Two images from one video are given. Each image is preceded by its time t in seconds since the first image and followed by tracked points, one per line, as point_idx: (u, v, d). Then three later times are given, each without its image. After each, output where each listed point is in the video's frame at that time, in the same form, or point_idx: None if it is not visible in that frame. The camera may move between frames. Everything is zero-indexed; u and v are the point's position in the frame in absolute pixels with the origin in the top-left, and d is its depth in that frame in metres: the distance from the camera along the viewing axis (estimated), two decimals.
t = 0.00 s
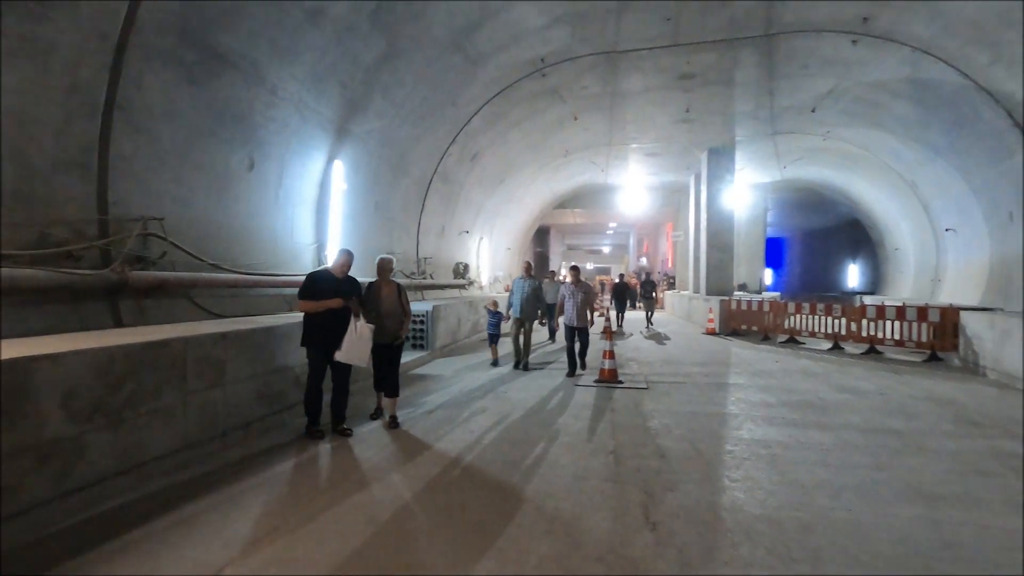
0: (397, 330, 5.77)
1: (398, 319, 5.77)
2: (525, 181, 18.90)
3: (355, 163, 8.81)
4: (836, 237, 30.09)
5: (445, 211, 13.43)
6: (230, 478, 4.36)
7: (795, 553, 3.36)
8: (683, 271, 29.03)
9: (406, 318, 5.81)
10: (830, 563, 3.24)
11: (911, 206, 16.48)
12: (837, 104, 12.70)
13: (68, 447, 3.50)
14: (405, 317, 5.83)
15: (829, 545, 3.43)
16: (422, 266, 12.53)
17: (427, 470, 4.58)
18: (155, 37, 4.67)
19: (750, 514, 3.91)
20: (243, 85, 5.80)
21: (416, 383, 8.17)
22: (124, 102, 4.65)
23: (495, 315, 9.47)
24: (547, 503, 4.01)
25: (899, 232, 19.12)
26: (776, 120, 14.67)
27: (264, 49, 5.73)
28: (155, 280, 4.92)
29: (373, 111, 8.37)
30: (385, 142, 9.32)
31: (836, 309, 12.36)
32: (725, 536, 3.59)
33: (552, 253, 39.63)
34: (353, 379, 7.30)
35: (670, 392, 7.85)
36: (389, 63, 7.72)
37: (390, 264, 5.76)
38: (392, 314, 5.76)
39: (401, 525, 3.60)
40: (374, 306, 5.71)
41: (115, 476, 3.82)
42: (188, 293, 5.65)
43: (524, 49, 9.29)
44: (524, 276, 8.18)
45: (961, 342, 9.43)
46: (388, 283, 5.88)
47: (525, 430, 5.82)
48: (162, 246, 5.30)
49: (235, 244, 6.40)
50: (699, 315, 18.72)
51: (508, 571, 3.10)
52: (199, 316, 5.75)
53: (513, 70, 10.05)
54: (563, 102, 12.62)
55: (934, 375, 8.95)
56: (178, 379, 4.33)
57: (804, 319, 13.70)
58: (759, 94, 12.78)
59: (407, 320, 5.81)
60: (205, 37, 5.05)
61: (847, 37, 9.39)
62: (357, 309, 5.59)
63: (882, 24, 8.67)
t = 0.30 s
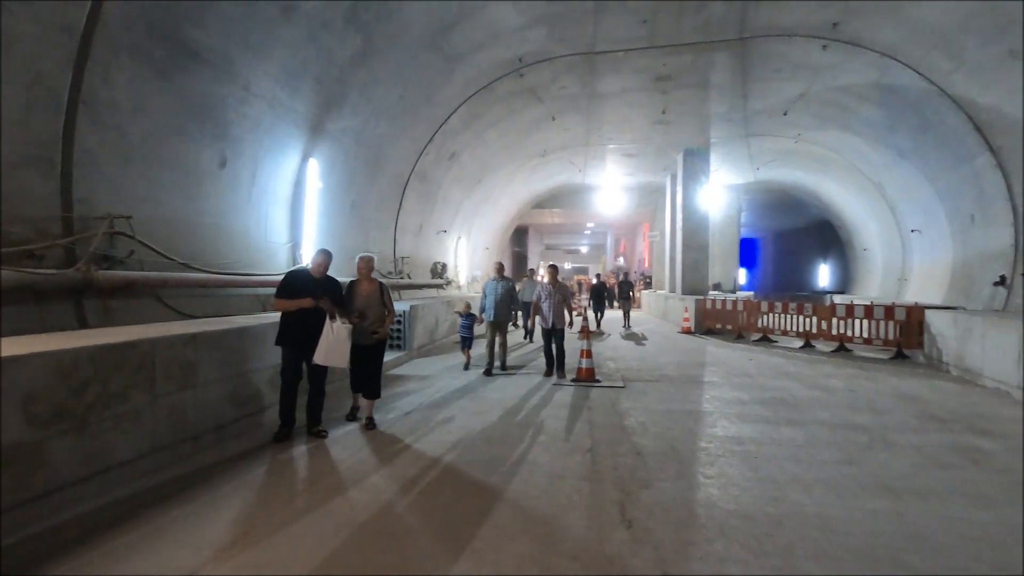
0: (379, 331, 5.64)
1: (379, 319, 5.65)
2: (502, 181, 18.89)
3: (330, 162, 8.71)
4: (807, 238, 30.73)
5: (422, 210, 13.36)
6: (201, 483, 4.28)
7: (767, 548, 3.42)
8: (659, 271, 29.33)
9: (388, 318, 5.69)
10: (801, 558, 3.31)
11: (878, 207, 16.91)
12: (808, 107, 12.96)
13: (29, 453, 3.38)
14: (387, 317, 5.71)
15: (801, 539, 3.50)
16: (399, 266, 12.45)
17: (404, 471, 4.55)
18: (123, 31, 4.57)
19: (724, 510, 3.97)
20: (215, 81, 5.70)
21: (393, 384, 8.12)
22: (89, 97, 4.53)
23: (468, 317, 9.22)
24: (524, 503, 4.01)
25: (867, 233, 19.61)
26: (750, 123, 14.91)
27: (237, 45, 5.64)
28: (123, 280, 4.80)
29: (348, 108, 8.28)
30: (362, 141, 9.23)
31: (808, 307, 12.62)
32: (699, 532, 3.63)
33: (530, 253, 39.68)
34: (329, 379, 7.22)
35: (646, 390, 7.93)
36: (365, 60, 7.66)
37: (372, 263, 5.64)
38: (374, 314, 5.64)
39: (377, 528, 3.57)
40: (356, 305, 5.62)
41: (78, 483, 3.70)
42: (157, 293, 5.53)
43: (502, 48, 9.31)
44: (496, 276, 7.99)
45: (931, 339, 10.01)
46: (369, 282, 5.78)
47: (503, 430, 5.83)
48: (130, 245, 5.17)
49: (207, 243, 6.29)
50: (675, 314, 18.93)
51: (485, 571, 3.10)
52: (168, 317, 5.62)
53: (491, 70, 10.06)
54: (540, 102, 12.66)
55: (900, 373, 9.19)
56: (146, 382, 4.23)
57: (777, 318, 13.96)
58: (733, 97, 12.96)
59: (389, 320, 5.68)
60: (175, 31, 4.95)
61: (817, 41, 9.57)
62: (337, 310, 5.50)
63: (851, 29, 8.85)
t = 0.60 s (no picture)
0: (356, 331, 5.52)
1: (358, 320, 5.53)
2: (480, 181, 18.89)
3: (305, 160, 8.61)
4: (780, 238, 31.30)
5: (400, 210, 13.28)
6: (170, 488, 4.20)
7: (740, 543, 3.48)
8: (636, 271, 29.61)
9: (366, 319, 5.57)
10: (773, 551, 3.38)
11: (848, 209, 17.32)
12: (780, 111, 13.20)
13: None
14: (366, 317, 5.60)
15: (772, 535, 3.58)
16: (376, 266, 12.36)
17: (380, 474, 4.53)
18: (88, 25, 4.46)
19: (698, 506, 4.03)
20: (187, 77, 5.59)
21: (370, 384, 8.07)
22: (52, 91, 4.41)
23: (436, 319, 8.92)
24: (503, 502, 4.03)
25: (836, 234, 20.07)
26: (724, 125, 15.14)
27: (208, 41, 5.54)
28: (88, 280, 4.70)
29: (324, 106, 8.20)
30: (337, 139, 9.15)
31: (780, 307, 12.86)
32: (674, 529, 3.69)
33: (508, 253, 39.71)
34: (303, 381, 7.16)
35: (623, 389, 8.02)
36: (341, 57, 7.59)
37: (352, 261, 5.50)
38: (352, 314, 5.53)
39: (351, 531, 3.55)
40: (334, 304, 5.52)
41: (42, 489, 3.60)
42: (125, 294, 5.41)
43: (480, 48, 9.31)
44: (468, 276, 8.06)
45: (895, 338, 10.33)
46: (350, 281, 5.67)
47: (480, 431, 5.82)
48: (96, 244, 5.06)
49: (177, 242, 6.17)
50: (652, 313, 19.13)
51: (461, 572, 3.11)
52: (137, 318, 5.51)
53: (468, 69, 10.05)
54: (518, 102, 12.69)
55: (869, 370, 9.43)
56: (113, 384, 4.13)
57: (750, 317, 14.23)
58: (707, 99, 13.16)
59: (368, 320, 5.58)
60: (144, 25, 4.84)
61: (789, 46, 9.77)
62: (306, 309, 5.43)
63: (821, 35, 9.05)
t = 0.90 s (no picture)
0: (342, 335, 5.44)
1: (342, 322, 5.45)
2: (464, 181, 18.85)
3: (287, 159, 8.53)
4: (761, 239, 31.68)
5: (383, 209, 13.21)
6: (146, 492, 4.13)
7: (721, 540, 3.52)
8: (620, 271, 29.75)
9: (351, 322, 5.50)
10: (753, 548, 3.41)
11: (826, 210, 17.60)
12: (761, 112, 13.35)
13: None
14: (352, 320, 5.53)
15: (753, 531, 3.62)
16: (360, 266, 12.27)
17: (362, 475, 4.51)
18: (63, 20, 4.37)
19: (681, 504, 4.07)
20: (164, 74, 5.50)
21: (353, 385, 8.01)
22: (23, 86, 4.31)
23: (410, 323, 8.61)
24: (486, 503, 4.03)
25: (816, 235, 20.37)
26: (706, 126, 15.27)
27: (186, 37, 5.46)
28: (62, 280, 4.61)
29: (306, 105, 8.12)
30: (319, 138, 9.07)
31: (761, 307, 13.01)
32: (657, 527, 3.71)
33: (492, 253, 39.67)
34: (285, 382, 7.09)
35: (606, 388, 8.06)
36: (323, 56, 7.52)
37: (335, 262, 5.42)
38: (336, 317, 5.45)
39: (333, 533, 3.52)
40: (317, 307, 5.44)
41: (12, 496, 3.52)
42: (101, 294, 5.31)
43: (463, 48, 9.31)
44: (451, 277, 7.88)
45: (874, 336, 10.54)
46: (334, 283, 5.58)
47: (463, 432, 5.81)
48: (70, 243, 4.97)
49: (157, 239, 6.10)
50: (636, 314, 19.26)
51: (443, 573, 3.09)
52: (113, 319, 5.41)
53: (452, 69, 10.03)
54: (502, 102, 12.68)
55: (848, 369, 9.57)
56: (88, 387, 4.06)
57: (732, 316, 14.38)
58: (690, 101, 13.27)
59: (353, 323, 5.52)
60: (120, 21, 4.76)
61: (769, 49, 9.89)
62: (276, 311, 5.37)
63: (801, 38, 9.16)
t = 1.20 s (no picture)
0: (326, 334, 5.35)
1: (325, 321, 5.35)
2: (446, 180, 18.80)
3: (265, 157, 8.43)
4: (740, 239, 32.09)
5: (363, 209, 13.11)
6: (118, 496, 4.06)
7: (697, 536, 3.56)
8: (601, 271, 29.91)
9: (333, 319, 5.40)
10: (729, 544, 3.46)
11: (803, 211, 17.89)
12: (739, 115, 13.54)
13: None
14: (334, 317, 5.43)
15: (729, 527, 3.67)
16: (340, 265, 12.18)
17: (341, 477, 4.47)
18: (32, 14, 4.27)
19: (660, 502, 4.11)
20: (138, 70, 5.40)
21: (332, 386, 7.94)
22: None
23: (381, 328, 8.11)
24: (465, 503, 4.03)
25: (793, 235, 20.70)
26: (686, 128, 15.43)
27: (160, 32, 5.37)
28: (30, 279, 4.54)
29: (284, 102, 8.03)
30: (297, 136, 8.96)
31: (739, 306, 13.18)
32: (635, 524, 3.74)
33: (474, 253, 39.60)
34: (262, 383, 7.01)
35: (587, 388, 8.10)
36: (302, 53, 7.45)
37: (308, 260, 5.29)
38: (318, 316, 5.34)
39: (310, 535, 3.50)
40: (296, 307, 5.31)
41: None
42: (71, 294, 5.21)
43: (444, 47, 9.28)
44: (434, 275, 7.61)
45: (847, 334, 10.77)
46: (311, 280, 5.44)
47: (443, 432, 5.80)
48: (39, 242, 4.94)
49: (132, 237, 5.99)
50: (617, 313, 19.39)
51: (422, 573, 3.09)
52: (82, 319, 5.31)
53: (433, 68, 10.00)
54: (483, 102, 12.67)
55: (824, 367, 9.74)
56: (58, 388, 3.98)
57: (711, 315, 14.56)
58: (669, 102, 13.40)
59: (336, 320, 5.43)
60: (91, 15, 4.66)
61: (746, 52, 10.01)
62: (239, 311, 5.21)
63: (777, 42, 9.31)
